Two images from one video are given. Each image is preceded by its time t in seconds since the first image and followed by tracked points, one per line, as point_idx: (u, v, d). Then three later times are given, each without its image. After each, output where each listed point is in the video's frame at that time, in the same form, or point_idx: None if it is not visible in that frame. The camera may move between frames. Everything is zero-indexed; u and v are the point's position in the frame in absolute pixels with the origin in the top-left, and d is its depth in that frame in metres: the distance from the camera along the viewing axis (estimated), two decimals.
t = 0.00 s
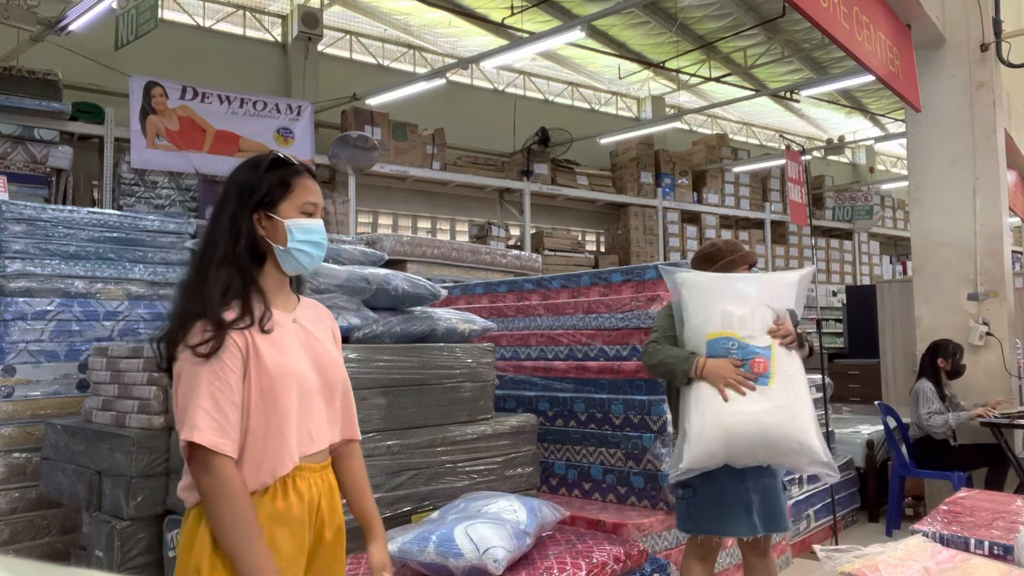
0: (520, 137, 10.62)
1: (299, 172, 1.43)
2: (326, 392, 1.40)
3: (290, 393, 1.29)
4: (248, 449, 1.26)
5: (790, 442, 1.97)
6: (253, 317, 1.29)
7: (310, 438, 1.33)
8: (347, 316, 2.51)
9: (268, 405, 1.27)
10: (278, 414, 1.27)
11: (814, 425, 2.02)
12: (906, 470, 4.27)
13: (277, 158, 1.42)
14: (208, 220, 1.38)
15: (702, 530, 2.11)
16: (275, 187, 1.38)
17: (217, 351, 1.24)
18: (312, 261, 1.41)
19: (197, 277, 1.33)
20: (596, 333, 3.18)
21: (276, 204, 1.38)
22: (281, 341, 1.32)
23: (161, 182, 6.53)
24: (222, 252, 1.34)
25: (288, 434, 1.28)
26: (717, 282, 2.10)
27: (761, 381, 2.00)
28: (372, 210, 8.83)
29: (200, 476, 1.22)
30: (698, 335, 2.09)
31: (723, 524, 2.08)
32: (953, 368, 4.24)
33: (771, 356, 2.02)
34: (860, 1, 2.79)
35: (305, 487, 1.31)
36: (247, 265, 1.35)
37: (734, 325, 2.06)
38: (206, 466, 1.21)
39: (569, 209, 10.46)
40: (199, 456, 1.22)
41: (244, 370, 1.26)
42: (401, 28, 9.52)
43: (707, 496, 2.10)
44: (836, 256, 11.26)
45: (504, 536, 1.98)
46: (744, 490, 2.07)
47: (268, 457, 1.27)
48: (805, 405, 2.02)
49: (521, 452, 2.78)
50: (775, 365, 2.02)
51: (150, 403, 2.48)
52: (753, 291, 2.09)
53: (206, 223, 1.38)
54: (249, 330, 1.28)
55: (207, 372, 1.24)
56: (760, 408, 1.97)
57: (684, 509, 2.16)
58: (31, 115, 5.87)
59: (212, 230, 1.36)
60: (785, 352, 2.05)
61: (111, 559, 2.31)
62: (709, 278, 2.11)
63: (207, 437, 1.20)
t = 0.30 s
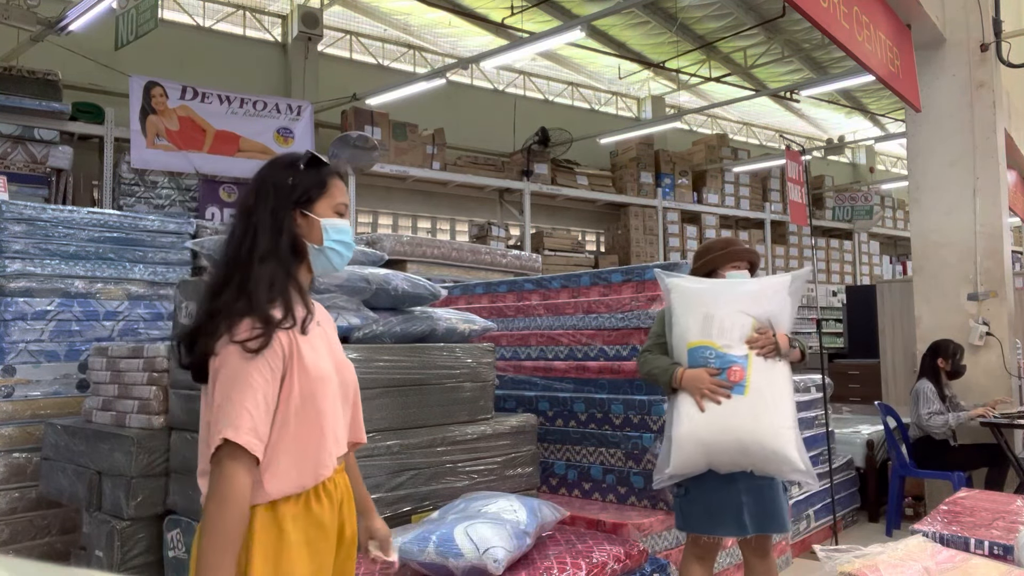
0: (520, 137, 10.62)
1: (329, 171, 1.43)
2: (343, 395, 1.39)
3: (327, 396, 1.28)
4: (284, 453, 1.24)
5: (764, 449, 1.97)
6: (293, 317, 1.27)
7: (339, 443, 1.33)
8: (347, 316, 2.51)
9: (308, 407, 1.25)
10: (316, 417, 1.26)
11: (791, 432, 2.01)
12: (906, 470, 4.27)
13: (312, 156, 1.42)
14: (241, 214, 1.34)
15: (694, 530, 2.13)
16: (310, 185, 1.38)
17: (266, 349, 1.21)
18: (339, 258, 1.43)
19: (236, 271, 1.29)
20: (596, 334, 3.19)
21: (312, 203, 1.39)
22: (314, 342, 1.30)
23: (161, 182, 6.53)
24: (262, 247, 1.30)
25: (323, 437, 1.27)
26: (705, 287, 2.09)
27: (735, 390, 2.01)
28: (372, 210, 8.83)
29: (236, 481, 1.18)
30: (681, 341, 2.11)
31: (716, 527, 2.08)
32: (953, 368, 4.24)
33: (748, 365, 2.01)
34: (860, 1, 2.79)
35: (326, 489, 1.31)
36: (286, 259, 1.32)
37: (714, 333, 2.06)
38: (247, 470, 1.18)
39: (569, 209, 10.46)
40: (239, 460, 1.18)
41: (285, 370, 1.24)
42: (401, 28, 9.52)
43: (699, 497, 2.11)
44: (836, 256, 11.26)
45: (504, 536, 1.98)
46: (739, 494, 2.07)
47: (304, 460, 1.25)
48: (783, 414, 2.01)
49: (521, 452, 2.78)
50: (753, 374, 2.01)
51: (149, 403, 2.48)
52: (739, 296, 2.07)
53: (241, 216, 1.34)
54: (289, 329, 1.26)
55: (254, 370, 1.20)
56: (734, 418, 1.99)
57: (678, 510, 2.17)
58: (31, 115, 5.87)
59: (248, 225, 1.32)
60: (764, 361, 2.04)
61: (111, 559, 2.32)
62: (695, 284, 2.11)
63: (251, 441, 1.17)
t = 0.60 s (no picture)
0: (520, 136, 10.62)
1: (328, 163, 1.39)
2: (355, 395, 1.38)
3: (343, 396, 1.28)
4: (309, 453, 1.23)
5: (735, 454, 1.95)
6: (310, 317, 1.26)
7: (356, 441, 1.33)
8: (348, 316, 2.51)
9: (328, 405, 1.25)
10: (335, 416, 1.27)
11: (764, 439, 1.96)
12: (906, 470, 4.27)
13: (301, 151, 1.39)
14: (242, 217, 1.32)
15: (692, 529, 2.15)
16: (307, 178, 1.35)
17: (289, 351, 1.20)
18: (338, 245, 1.37)
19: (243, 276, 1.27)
20: (596, 333, 3.20)
21: (300, 198, 1.35)
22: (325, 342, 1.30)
23: (161, 182, 6.53)
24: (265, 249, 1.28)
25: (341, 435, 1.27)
26: (688, 290, 2.12)
27: (704, 394, 2.00)
28: (372, 210, 8.84)
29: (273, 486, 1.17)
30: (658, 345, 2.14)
31: (712, 526, 2.10)
32: (953, 368, 4.24)
33: (717, 371, 2.01)
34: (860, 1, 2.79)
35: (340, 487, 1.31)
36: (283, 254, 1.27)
37: (688, 337, 2.07)
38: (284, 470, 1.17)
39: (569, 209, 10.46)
40: (271, 462, 1.17)
41: (302, 371, 1.23)
42: (401, 28, 9.52)
43: (697, 499, 2.13)
44: (836, 256, 11.26)
45: (504, 536, 1.98)
46: (731, 495, 2.07)
47: (327, 459, 1.26)
48: (756, 420, 1.97)
49: (521, 452, 2.78)
50: (724, 380, 2.00)
51: (150, 403, 2.48)
52: (718, 301, 2.07)
53: (242, 216, 1.32)
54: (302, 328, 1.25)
55: (278, 371, 1.19)
56: (704, 420, 1.98)
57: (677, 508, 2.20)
58: (31, 115, 5.86)
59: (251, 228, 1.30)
60: (735, 369, 2.01)
61: (110, 560, 2.32)
62: (682, 286, 2.14)
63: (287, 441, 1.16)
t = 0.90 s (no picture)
0: (520, 136, 10.63)
1: (290, 163, 1.36)
2: (357, 393, 1.33)
3: (335, 390, 1.24)
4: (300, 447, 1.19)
5: (733, 468, 1.96)
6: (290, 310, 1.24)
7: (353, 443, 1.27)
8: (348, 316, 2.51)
9: (320, 400, 1.21)
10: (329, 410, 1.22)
11: (762, 456, 1.96)
12: (906, 470, 4.27)
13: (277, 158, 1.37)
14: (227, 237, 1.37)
15: (690, 530, 2.15)
16: (269, 183, 1.34)
17: (265, 342, 1.17)
18: (302, 247, 1.30)
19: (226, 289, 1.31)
20: (596, 333, 3.20)
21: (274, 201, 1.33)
22: (321, 336, 1.26)
23: (161, 182, 6.53)
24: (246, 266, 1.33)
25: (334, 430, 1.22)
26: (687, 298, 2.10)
27: (706, 412, 1.98)
28: (372, 210, 8.84)
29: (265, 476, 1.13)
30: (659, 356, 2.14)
31: (709, 526, 2.10)
32: (954, 368, 4.24)
33: (721, 386, 1.99)
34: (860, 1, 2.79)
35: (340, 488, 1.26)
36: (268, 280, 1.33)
37: (690, 349, 2.06)
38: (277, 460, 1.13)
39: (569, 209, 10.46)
40: (259, 453, 1.13)
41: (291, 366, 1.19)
42: (401, 28, 9.52)
43: (693, 501, 2.13)
44: (836, 256, 11.26)
45: (504, 536, 1.98)
46: (726, 496, 2.07)
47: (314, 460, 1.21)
48: (755, 436, 1.96)
49: (521, 452, 2.78)
50: (727, 398, 1.98)
51: (150, 403, 2.48)
52: (718, 310, 2.05)
53: (226, 237, 1.36)
54: (286, 316, 1.22)
55: (261, 360, 1.16)
56: (699, 436, 1.98)
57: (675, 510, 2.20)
58: (31, 115, 5.86)
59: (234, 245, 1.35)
60: (740, 382, 1.99)
61: (110, 560, 2.32)
62: (679, 295, 2.12)
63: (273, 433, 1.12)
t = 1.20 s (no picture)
0: (520, 136, 10.63)
1: (322, 166, 1.41)
2: (355, 390, 1.33)
3: (310, 390, 1.24)
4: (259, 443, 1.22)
5: (731, 465, 1.94)
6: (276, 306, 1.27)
7: (330, 440, 1.27)
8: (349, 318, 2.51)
9: (288, 397, 1.23)
10: (296, 409, 1.23)
11: (754, 453, 1.95)
12: (906, 470, 4.27)
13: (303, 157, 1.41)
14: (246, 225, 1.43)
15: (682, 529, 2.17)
16: (298, 180, 1.39)
17: (232, 333, 1.23)
18: (319, 246, 1.34)
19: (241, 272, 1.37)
20: (596, 334, 3.20)
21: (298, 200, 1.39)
22: (308, 335, 1.27)
23: (161, 182, 6.53)
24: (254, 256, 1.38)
25: (300, 430, 1.23)
26: (685, 295, 2.11)
27: (699, 406, 1.98)
28: (371, 210, 8.84)
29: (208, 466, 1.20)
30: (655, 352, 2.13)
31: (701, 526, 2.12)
32: (954, 368, 4.25)
33: (714, 381, 1.99)
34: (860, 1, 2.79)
35: (323, 489, 1.25)
36: (275, 272, 1.37)
37: (686, 343, 2.06)
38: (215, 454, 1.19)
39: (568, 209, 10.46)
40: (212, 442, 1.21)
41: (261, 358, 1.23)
42: (401, 28, 9.52)
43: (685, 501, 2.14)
44: (836, 256, 11.26)
45: (504, 536, 1.98)
46: (719, 496, 2.07)
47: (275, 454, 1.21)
48: (748, 432, 1.96)
49: (521, 452, 2.78)
50: (718, 391, 1.98)
51: (150, 403, 2.48)
52: (715, 306, 2.06)
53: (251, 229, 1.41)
54: (268, 312, 1.26)
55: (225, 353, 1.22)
56: (692, 433, 1.96)
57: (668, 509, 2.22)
58: (31, 115, 5.87)
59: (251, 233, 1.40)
60: (733, 380, 2.00)
61: (110, 561, 2.32)
62: (677, 292, 2.13)
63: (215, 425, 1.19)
